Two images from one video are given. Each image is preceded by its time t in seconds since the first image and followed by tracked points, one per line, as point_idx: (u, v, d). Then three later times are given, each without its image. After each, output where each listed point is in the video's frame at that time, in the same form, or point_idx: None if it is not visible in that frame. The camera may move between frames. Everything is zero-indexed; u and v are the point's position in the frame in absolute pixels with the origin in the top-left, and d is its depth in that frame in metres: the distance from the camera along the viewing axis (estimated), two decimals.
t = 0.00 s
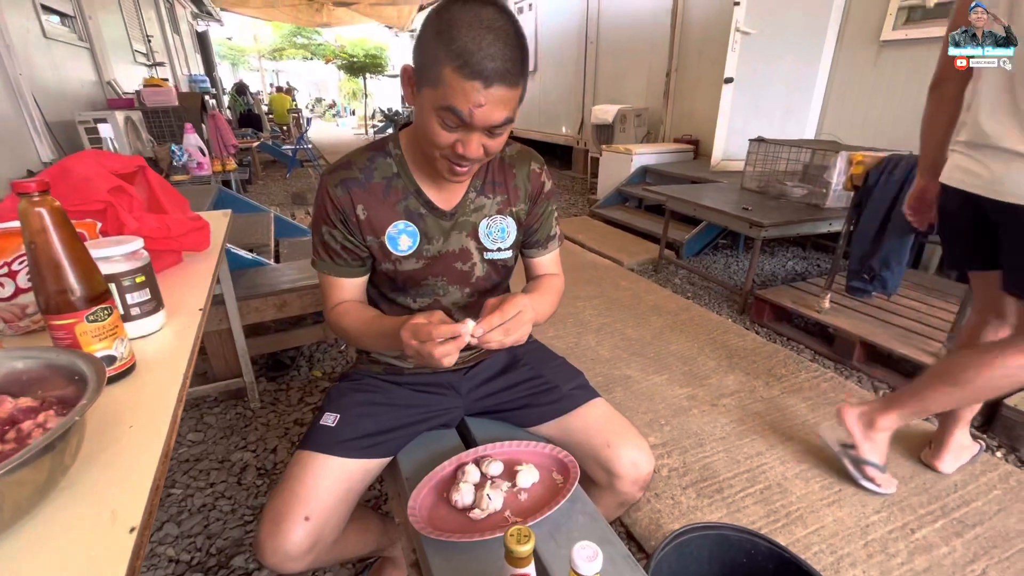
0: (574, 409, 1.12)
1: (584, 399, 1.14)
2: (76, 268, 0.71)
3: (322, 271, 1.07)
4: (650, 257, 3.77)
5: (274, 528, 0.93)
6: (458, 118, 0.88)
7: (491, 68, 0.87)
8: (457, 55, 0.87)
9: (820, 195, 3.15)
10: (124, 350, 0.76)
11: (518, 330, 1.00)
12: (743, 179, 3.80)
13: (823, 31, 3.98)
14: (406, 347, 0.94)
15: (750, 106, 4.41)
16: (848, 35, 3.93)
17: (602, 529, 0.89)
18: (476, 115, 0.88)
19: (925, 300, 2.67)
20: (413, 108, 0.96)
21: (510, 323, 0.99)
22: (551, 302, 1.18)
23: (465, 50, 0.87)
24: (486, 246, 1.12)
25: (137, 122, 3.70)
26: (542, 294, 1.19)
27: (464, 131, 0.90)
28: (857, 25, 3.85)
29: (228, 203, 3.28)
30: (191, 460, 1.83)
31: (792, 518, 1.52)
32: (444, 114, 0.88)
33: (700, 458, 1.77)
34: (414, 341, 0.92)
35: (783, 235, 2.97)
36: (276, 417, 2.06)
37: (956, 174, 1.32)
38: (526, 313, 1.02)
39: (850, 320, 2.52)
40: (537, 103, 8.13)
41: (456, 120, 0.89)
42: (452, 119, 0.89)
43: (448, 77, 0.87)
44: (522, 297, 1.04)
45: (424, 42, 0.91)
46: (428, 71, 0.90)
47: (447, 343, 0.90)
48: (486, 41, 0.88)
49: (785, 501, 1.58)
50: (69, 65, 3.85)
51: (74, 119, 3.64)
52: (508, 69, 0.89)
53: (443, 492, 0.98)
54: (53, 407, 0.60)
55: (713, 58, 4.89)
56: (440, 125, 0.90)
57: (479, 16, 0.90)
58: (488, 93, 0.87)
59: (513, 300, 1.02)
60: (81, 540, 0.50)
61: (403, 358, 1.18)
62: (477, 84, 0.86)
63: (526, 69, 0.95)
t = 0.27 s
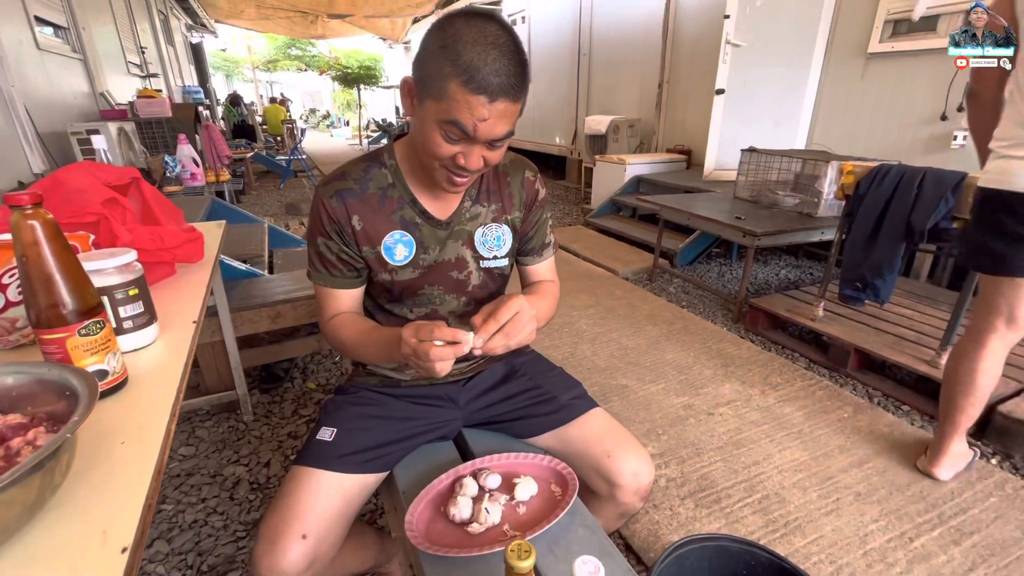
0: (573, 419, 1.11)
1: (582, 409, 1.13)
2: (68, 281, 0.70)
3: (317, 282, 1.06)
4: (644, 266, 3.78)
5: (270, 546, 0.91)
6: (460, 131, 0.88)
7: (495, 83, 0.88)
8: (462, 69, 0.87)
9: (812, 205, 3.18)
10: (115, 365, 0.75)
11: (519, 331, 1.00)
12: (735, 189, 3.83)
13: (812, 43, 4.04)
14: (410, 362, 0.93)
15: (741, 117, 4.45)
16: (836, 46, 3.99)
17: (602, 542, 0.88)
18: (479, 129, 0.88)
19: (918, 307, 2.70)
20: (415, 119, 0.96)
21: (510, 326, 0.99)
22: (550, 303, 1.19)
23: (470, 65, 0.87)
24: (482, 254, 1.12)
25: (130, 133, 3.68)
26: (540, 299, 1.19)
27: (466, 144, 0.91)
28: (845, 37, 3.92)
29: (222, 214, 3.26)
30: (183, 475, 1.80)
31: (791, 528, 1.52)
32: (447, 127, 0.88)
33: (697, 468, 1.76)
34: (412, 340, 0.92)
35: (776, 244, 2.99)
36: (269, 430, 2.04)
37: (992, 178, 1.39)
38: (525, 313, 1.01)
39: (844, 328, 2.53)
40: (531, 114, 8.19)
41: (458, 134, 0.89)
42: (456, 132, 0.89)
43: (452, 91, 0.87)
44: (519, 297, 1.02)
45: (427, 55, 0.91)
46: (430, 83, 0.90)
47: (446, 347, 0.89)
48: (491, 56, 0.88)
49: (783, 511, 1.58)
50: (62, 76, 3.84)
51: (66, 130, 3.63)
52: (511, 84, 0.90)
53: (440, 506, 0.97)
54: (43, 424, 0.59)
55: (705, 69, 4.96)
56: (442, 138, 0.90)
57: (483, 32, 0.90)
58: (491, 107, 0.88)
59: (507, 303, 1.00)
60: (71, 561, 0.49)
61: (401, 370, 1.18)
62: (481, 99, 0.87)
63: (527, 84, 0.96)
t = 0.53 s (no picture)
0: (571, 430, 1.10)
1: (581, 419, 1.12)
2: (55, 294, 0.68)
3: (311, 292, 1.05)
4: (637, 274, 3.79)
5: (263, 565, 0.89)
6: (460, 142, 0.88)
7: (497, 94, 0.87)
8: (462, 80, 0.86)
9: (802, 212, 3.21)
10: (104, 380, 0.73)
11: (523, 347, 0.99)
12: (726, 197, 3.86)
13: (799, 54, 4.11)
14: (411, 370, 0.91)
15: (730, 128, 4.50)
16: (823, 57, 4.05)
17: (603, 556, 0.87)
18: (479, 140, 0.88)
19: (908, 313, 2.72)
20: (414, 127, 0.95)
21: (514, 342, 0.98)
22: (550, 313, 1.18)
23: (471, 76, 0.86)
24: (479, 264, 1.11)
25: (118, 142, 3.65)
26: (538, 310, 1.18)
27: (466, 154, 0.90)
28: (832, 48, 3.98)
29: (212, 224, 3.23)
30: (171, 491, 1.76)
31: (789, 537, 1.51)
32: (447, 138, 0.88)
33: (695, 477, 1.75)
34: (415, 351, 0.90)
35: (768, 251, 3.01)
36: (260, 444, 2.00)
37: None
38: (530, 327, 1.01)
39: (837, 334, 2.54)
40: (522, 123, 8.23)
41: (458, 144, 0.89)
42: (455, 142, 0.88)
43: (452, 102, 0.86)
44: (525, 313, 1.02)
45: (428, 64, 0.91)
46: (430, 94, 0.89)
47: (449, 360, 0.88)
48: (493, 67, 0.88)
49: (781, 519, 1.57)
50: (49, 85, 3.80)
51: (53, 139, 3.58)
52: (512, 96, 0.90)
53: (438, 520, 0.95)
54: (28, 443, 0.57)
55: (694, 79, 5.01)
56: (442, 148, 0.90)
57: (484, 43, 0.90)
58: (492, 118, 0.88)
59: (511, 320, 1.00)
60: None
61: (397, 383, 1.16)
62: (482, 110, 0.86)
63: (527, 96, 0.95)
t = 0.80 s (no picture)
0: (572, 428, 1.08)
1: (582, 416, 1.10)
2: (42, 287, 0.66)
3: (307, 287, 1.03)
4: (630, 278, 3.79)
5: (258, 569, 0.85)
6: (462, 131, 0.88)
7: (500, 83, 0.88)
8: (466, 68, 0.87)
9: (793, 214, 3.23)
10: (93, 377, 0.70)
11: (528, 347, 0.98)
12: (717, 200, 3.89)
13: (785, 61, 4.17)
14: (410, 379, 0.87)
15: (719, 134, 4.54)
16: (810, 63, 4.12)
17: (609, 553, 0.85)
18: (482, 130, 0.88)
19: (899, 313, 2.75)
20: (415, 119, 0.96)
21: (518, 349, 0.96)
22: (550, 316, 1.17)
23: (474, 64, 0.87)
24: (479, 261, 1.10)
25: (105, 148, 3.60)
26: (539, 307, 1.18)
27: (468, 144, 0.90)
28: (818, 54, 4.05)
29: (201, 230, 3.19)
30: (159, 500, 1.71)
31: (790, 535, 1.50)
32: (450, 127, 0.88)
33: (693, 477, 1.74)
34: (418, 376, 0.86)
35: (760, 253, 3.03)
36: (251, 451, 1.96)
37: None
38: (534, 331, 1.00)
39: (830, 334, 2.56)
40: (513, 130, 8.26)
41: (460, 133, 0.89)
42: (457, 132, 0.89)
43: (456, 90, 0.87)
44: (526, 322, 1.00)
45: (431, 54, 0.92)
46: (433, 84, 0.90)
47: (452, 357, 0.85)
48: (496, 57, 0.89)
49: (782, 518, 1.57)
50: (34, 91, 3.75)
51: (37, 145, 3.52)
52: (514, 85, 0.91)
53: (439, 521, 0.93)
54: (14, 439, 0.54)
55: (683, 86, 5.07)
56: (444, 138, 0.90)
57: (487, 34, 0.91)
58: (495, 108, 0.88)
59: (518, 324, 0.99)
60: None
61: (396, 383, 1.13)
62: (485, 99, 0.87)
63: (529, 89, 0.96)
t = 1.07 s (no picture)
0: (571, 416, 1.12)
1: (580, 405, 1.14)
2: (62, 276, 0.68)
3: (313, 281, 1.07)
4: (623, 280, 3.85)
5: (267, 556, 0.88)
6: (470, 126, 0.93)
7: (506, 80, 0.94)
8: (474, 67, 0.93)
9: (781, 216, 3.31)
10: (109, 365, 0.72)
11: (530, 333, 1.02)
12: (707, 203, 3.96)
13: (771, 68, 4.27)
14: (418, 369, 0.91)
15: (709, 138, 4.64)
16: (794, 69, 4.22)
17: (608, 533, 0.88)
18: (489, 125, 0.93)
19: (885, 311, 2.82)
20: (422, 116, 1.01)
21: (521, 328, 1.00)
22: (550, 304, 1.21)
23: (482, 63, 0.93)
24: (480, 255, 1.15)
25: (97, 155, 3.59)
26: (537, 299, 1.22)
27: (475, 140, 0.96)
28: (802, 60, 4.14)
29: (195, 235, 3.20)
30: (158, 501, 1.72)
31: (783, 524, 1.54)
32: (458, 123, 0.93)
33: (688, 470, 1.78)
34: (427, 366, 0.89)
35: (749, 254, 3.10)
36: (250, 452, 1.97)
37: None
38: (535, 315, 1.03)
39: (818, 332, 2.62)
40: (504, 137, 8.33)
41: (467, 128, 0.94)
42: (464, 127, 0.94)
43: (464, 87, 0.93)
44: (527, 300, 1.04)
45: (440, 53, 0.98)
46: (442, 82, 0.95)
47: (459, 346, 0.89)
48: (502, 55, 0.95)
49: (774, 507, 1.61)
50: (25, 98, 3.74)
51: (28, 152, 3.51)
52: (519, 83, 0.97)
53: (443, 507, 0.95)
54: (39, 419, 0.56)
55: (671, 92, 5.17)
56: (451, 134, 0.95)
57: (493, 35, 0.98)
58: (501, 104, 0.94)
59: (515, 304, 1.02)
60: (79, 551, 0.47)
61: (398, 375, 1.16)
62: (492, 95, 0.93)
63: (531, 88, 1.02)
